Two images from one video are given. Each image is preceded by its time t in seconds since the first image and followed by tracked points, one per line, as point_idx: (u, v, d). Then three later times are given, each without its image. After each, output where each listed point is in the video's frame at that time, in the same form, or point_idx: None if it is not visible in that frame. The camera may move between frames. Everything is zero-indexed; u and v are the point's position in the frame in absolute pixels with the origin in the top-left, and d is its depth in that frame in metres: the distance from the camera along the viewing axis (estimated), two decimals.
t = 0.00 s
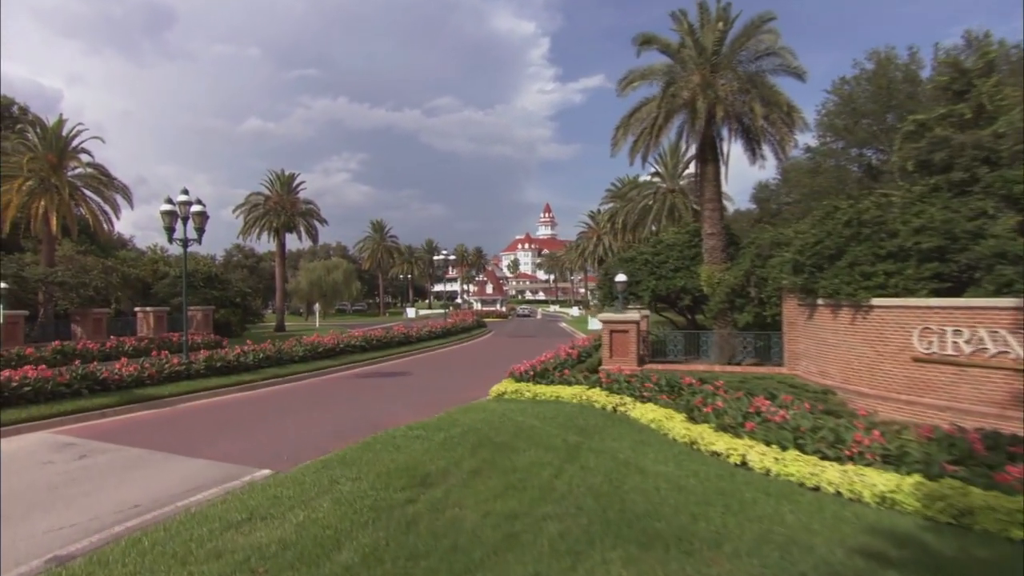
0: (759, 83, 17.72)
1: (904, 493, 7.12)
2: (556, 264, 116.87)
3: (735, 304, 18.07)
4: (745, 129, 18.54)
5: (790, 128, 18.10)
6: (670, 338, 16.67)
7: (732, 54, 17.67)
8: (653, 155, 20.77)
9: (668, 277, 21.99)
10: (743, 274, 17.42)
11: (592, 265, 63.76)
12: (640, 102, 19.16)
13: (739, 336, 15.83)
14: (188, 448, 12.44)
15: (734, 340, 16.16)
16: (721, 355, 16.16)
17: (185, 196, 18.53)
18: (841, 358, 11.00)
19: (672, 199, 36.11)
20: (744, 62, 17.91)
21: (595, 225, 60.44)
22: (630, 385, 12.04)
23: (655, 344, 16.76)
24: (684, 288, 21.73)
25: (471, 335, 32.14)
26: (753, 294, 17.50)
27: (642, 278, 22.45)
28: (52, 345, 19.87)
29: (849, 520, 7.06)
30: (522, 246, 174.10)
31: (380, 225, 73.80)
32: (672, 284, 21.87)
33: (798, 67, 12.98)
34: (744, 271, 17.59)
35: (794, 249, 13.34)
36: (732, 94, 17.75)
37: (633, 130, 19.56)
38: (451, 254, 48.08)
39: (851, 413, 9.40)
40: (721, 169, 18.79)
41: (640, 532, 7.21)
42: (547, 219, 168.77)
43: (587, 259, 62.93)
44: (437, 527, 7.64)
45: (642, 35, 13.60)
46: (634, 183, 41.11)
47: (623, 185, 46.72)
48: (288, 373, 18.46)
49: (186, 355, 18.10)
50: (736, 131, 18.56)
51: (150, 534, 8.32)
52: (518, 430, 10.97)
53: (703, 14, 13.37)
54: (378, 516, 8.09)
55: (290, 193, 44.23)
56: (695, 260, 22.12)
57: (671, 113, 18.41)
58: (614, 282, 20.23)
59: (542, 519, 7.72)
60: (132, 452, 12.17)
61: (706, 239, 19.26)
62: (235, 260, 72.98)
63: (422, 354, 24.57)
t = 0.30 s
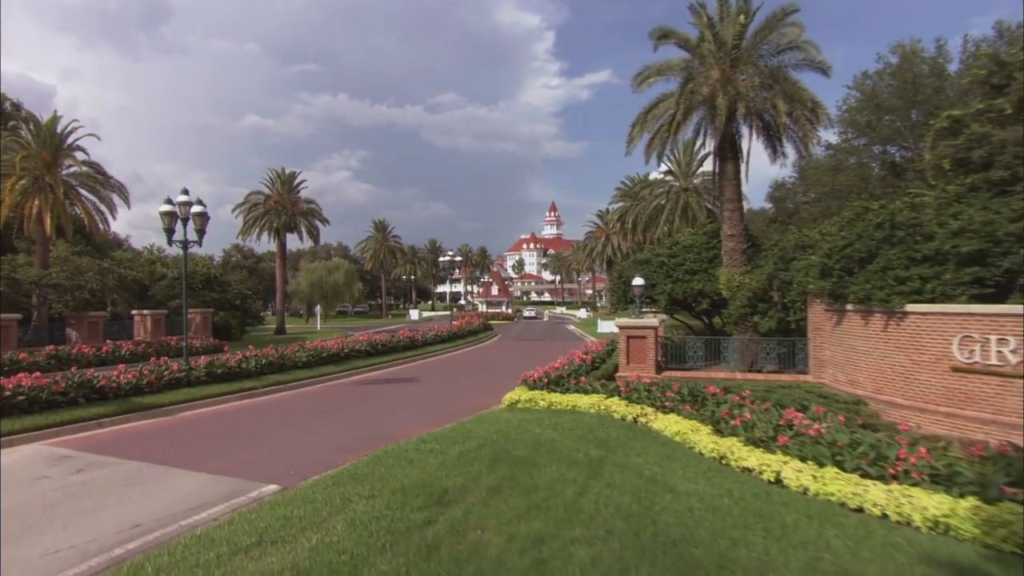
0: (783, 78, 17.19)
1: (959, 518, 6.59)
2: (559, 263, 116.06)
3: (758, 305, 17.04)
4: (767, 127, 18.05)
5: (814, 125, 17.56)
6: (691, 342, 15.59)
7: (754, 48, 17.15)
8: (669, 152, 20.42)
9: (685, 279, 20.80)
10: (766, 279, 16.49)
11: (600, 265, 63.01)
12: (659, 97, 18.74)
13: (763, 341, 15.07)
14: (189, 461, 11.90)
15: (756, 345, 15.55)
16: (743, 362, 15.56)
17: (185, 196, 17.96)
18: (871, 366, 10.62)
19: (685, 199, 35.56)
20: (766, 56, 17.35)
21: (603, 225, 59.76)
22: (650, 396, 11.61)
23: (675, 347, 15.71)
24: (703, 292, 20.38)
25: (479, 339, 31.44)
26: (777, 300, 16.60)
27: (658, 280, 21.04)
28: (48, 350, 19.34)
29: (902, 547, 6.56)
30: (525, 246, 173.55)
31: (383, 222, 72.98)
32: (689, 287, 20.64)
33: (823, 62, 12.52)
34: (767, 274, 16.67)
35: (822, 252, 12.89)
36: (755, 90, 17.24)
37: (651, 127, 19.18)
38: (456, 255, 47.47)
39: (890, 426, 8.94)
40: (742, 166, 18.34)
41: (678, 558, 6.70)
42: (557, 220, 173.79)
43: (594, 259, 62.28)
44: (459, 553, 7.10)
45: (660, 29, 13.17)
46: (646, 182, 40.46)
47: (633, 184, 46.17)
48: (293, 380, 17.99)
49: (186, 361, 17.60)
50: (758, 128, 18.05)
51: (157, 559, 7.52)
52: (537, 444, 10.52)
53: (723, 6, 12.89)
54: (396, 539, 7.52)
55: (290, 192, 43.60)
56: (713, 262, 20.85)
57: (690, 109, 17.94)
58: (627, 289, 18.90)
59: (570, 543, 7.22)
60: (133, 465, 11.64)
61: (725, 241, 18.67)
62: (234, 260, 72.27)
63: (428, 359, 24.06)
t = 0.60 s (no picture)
0: (800, 74, 16.78)
1: (1013, 542, 6.17)
2: (559, 262, 115.23)
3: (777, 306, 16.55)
4: (784, 125, 17.69)
5: (832, 122, 17.15)
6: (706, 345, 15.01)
7: (772, 43, 16.80)
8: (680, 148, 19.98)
9: (697, 283, 19.59)
10: (784, 280, 15.95)
11: (604, 265, 62.35)
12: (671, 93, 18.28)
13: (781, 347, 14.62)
14: (188, 473, 11.38)
15: (773, 350, 15.04)
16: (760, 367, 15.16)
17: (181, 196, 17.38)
18: (896, 372, 10.26)
19: (695, 199, 35.08)
20: (783, 51, 16.99)
21: (608, 225, 59.14)
22: (668, 406, 11.24)
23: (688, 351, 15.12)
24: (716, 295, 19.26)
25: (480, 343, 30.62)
26: (797, 303, 16.02)
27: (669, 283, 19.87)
28: (37, 356, 18.75)
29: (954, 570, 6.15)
30: (525, 246, 173.18)
31: (382, 221, 72.14)
32: (701, 290, 19.38)
33: (843, 58, 12.13)
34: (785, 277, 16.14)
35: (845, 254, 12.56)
36: (771, 86, 16.83)
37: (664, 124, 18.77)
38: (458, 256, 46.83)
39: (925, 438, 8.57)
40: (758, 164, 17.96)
41: None
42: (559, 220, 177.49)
43: (599, 260, 61.69)
44: None
45: (673, 23, 12.79)
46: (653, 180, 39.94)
47: (639, 183, 45.68)
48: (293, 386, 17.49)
49: (182, 368, 17.08)
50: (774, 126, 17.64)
51: None
52: (553, 456, 10.15)
53: None
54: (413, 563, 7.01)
55: (287, 191, 42.93)
56: (727, 264, 19.80)
57: (704, 106, 17.53)
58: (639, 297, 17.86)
59: (597, 566, 6.77)
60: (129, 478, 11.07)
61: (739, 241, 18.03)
62: (228, 261, 71.42)
63: (431, 363, 23.52)
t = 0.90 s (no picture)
0: (816, 70, 16.37)
1: None
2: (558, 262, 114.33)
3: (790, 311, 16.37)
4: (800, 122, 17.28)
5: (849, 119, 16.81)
6: (721, 352, 14.95)
7: (785, 39, 16.48)
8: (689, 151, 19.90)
9: (709, 286, 19.35)
10: (803, 284, 15.94)
11: (606, 266, 61.79)
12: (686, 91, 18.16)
13: (799, 354, 14.61)
14: (184, 486, 10.85)
15: (789, 355, 14.84)
16: (775, 373, 14.96)
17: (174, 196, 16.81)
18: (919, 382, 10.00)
19: (702, 199, 34.77)
20: (797, 46, 16.63)
21: (610, 225, 58.59)
22: (685, 416, 10.91)
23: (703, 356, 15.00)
24: (729, 299, 18.99)
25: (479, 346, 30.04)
26: (813, 307, 16.15)
27: (680, 286, 19.56)
28: (23, 361, 18.11)
29: None
30: (524, 246, 173.32)
31: (378, 220, 71.24)
32: (713, 294, 19.13)
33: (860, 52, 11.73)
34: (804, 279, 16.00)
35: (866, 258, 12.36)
36: (785, 83, 16.48)
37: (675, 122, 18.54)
38: (458, 257, 46.19)
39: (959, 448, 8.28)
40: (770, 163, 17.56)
41: None
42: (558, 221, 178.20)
43: (600, 260, 61.20)
44: None
45: (685, 18, 12.42)
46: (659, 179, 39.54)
47: (643, 182, 45.26)
48: (293, 394, 17.06)
49: (176, 374, 16.54)
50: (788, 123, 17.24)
51: None
52: (568, 470, 9.81)
53: None
54: None
55: (281, 190, 42.16)
56: (738, 266, 19.64)
57: (717, 103, 17.36)
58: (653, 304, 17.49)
59: None
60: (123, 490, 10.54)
61: (753, 244, 17.57)
62: (220, 261, 70.47)
63: (432, 368, 23.04)
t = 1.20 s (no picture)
0: (834, 66, 16.04)
1: None
2: (558, 261, 113.42)
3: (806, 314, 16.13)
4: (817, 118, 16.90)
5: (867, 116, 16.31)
6: (737, 355, 14.57)
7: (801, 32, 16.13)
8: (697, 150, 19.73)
9: (722, 288, 19.11)
10: (821, 288, 15.56)
11: (607, 266, 61.13)
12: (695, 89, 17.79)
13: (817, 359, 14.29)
14: (182, 499, 10.30)
15: (806, 361, 14.62)
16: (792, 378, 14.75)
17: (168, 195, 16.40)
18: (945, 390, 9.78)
19: (710, 197, 34.36)
20: (814, 40, 16.26)
21: (612, 224, 57.95)
22: (705, 425, 10.59)
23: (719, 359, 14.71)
24: (742, 302, 18.76)
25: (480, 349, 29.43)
26: (833, 311, 15.68)
27: (692, 289, 19.31)
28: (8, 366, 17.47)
29: None
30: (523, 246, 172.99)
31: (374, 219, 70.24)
32: (726, 296, 18.88)
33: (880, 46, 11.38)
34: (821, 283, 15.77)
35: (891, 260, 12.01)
36: (802, 78, 16.16)
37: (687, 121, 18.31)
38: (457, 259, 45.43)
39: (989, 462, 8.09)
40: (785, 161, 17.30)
41: None
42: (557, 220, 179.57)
43: (601, 261, 60.55)
44: None
45: (698, 11, 12.14)
46: (666, 178, 39.02)
47: (647, 180, 44.81)
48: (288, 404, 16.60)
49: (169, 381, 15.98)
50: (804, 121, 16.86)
51: None
52: (585, 484, 9.44)
53: None
54: None
55: (275, 188, 41.38)
56: (752, 267, 19.39)
57: (732, 99, 16.98)
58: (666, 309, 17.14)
59: None
60: (118, 502, 10.00)
61: (768, 244, 17.22)
62: (211, 262, 69.42)
63: (433, 373, 22.51)
